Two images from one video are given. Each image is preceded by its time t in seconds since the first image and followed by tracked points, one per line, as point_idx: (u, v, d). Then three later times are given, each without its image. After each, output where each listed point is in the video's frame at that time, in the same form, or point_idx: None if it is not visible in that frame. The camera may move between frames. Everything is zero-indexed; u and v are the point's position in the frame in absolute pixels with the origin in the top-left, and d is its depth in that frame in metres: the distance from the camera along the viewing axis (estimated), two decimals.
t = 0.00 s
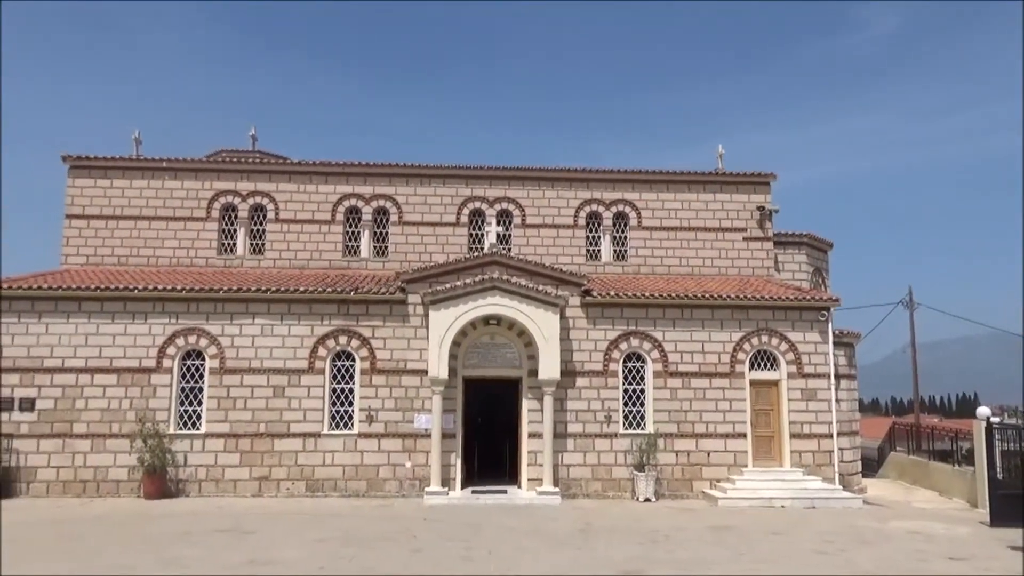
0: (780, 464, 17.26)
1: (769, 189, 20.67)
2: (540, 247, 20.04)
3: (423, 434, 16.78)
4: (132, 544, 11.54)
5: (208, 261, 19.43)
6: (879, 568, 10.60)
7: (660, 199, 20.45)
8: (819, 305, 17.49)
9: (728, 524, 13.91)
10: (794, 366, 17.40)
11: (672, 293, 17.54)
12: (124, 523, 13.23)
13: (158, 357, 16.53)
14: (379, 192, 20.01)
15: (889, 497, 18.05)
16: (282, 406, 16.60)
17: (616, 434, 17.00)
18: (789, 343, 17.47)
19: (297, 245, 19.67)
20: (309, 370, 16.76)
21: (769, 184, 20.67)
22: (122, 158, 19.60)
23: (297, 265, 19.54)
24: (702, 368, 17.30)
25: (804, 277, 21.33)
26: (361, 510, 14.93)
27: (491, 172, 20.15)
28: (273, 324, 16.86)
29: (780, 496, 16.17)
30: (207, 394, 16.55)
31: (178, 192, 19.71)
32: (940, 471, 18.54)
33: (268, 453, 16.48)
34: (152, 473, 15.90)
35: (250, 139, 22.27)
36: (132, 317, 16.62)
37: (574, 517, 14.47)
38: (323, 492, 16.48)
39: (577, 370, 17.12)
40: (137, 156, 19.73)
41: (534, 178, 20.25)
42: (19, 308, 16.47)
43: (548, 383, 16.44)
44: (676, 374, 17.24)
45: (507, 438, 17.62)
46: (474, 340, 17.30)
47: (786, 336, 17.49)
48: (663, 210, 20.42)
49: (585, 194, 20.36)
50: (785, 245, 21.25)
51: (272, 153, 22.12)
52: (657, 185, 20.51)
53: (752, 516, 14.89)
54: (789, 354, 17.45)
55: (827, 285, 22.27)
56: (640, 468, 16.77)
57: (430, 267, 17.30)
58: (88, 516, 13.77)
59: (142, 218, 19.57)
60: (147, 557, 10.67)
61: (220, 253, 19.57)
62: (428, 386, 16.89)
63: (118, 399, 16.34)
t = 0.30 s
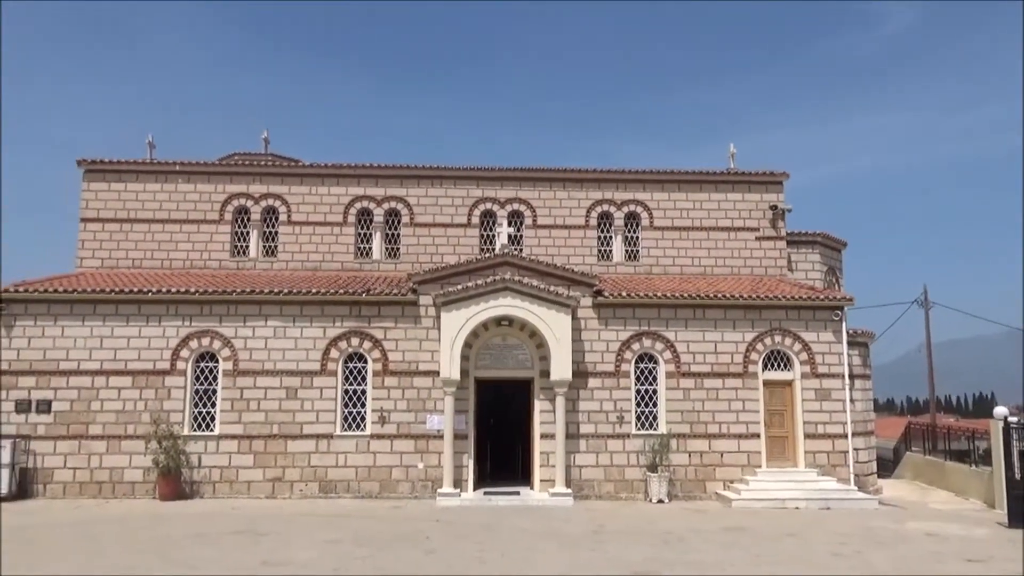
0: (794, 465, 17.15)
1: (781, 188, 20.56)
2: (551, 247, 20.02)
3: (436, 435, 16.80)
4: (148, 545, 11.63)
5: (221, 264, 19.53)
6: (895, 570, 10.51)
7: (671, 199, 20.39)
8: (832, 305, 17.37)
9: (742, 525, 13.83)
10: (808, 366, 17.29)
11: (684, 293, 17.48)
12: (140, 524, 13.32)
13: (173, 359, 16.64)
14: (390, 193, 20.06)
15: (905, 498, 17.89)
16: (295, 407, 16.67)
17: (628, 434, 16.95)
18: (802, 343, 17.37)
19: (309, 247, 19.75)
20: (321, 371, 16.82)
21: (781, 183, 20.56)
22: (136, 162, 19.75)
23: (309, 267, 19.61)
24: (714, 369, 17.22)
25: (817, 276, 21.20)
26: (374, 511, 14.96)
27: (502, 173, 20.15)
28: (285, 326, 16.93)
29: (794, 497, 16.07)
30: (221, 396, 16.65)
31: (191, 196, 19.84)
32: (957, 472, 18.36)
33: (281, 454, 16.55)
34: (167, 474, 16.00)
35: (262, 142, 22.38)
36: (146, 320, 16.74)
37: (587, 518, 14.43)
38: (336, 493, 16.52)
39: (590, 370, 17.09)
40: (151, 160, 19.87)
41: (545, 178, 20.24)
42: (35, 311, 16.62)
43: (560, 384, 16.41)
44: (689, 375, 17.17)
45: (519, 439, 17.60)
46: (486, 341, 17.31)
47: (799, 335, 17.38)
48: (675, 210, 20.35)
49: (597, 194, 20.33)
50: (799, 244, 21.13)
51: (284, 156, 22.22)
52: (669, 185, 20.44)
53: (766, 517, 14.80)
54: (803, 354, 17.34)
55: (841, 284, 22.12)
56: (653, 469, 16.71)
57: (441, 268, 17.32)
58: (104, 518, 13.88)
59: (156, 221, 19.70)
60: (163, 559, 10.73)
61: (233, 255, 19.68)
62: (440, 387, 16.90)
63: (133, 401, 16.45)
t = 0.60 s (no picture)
0: (810, 466, 17.02)
1: (795, 188, 20.44)
2: (564, 249, 20.00)
3: (449, 437, 16.80)
4: (164, 547, 11.70)
5: (235, 267, 19.63)
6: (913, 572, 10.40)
7: (684, 199, 20.31)
8: (848, 305, 17.24)
9: (758, 527, 13.74)
10: (823, 367, 17.16)
11: (698, 294, 17.40)
12: (156, 527, 13.41)
13: (188, 362, 16.74)
14: (403, 196, 20.11)
15: (923, 500, 17.71)
16: (309, 410, 16.72)
17: (642, 436, 16.89)
18: (818, 343, 17.24)
19: (322, 250, 19.82)
20: (335, 374, 16.87)
21: (795, 183, 20.44)
22: (151, 166, 19.90)
23: (323, 270, 19.68)
24: (729, 370, 17.13)
25: (832, 276, 21.04)
26: (388, 513, 14.98)
27: (515, 175, 20.15)
28: (299, 329, 17.00)
29: (810, 499, 15.95)
30: (236, 399, 16.73)
31: (206, 200, 19.96)
32: (976, 473, 18.16)
33: (295, 457, 16.61)
34: (182, 476, 16.09)
35: (276, 146, 22.49)
36: (162, 323, 16.86)
37: (602, 520, 14.38)
38: (350, 495, 16.56)
39: (603, 372, 17.04)
40: (165, 165, 20.02)
41: (557, 180, 20.22)
42: (52, 315, 16.77)
43: (573, 386, 16.38)
44: (703, 376, 17.09)
45: (533, 441, 17.57)
46: (499, 343, 17.30)
47: (815, 336, 17.26)
48: (688, 210, 20.27)
49: (609, 195, 20.29)
50: (813, 243, 20.99)
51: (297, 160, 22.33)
52: (682, 185, 20.37)
53: (782, 519, 14.70)
54: (818, 355, 17.22)
55: (857, 284, 21.95)
56: (667, 470, 16.64)
57: (454, 270, 17.33)
58: (122, 520, 13.99)
59: (171, 225, 19.83)
60: (180, 560, 10.81)
61: (247, 259, 19.78)
62: (453, 389, 16.91)
63: (149, 405, 16.57)
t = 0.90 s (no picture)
0: (822, 469, 16.92)
1: (806, 190, 20.34)
2: (573, 251, 19.98)
3: (459, 440, 16.80)
4: (175, 549, 11.75)
5: (246, 270, 19.72)
6: None
7: (694, 201, 20.26)
8: (859, 307, 17.13)
9: (769, 530, 13.67)
10: (834, 369, 17.07)
11: (708, 296, 17.34)
12: (167, 529, 13.45)
13: (199, 365, 16.82)
14: (412, 199, 20.15)
15: (936, 503, 17.57)
16: (319, 413, 16.77)
17: (652, 439, 16.84)
18: (829, 345, 17.15)
19: (332, 253, 19.88)
20: (345, 376, 16.91)
21: (805, 184, 20.35)
22: (162, 170, 20.03)
23: (332, 273, 19.74)
24: (739, 372, 17.06)
25: (843, 278, 20.92)
26: (398, 516, 14.99)
27: (524, 178, 20.16)
28: (309, 331, 17.06)
29: (822, 502, 15.83)
30: (246, 401, 16.80)
31: (216, 203, 20.07)
32: (989, 476, 18.00)
33: (306, 459, 16.65)
34: (193, 479, 16.16)
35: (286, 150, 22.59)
36: (173, 326, 16.96)
37: (612, 523, 14.32)
38: (360, 497, 16.59)
39: (613, 374, 17.01)
40: (177, 168, 20.13)
41: (566, 182, 20.22)
42: (65, 318, 16.90)
43: (583, 389, 16.35)
44: (713, 379, 17.03)
45: (543, 443, 17.55)
46: (509, 345, 17.29)
47: (826, 338, 17.17)
48: (698, 212, 20.22)
49: (619, 197, 20.26)
50: (824, 245, 20.89)
51: (308, 163, 22.41)
52: (692, 187, 20.32)
53: (793, 522, 14.61)
54: (829, 357, 17.13)
55: (868, 286, 21.82)
56: (677, 473, 16.58)
57: (463, 273, 17.35)
58: (133, 522, 14.05)
59: (182, 229, 19.94)
60: (190, 562, 10.84)
61: (258, 262, 19.86)
62: (463, 392, 16.92)
63: (160, 407, 16.66)
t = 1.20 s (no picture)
0: (826, 473, 16.87)
1: (810, 193, 20.32)
2: (577, 254, 19.97)
3: (462, 443, 16.79)
4: (180, 551, 11.78)
5: (251, 274, 19.76)
6: None
7: (698, 204, 20.25)
8: (863, 310, 17.10)
9: (773, 535, 13.64)
10: (839, 373, 17.03)
11: (712, 299, 17.33)
12: (171, 531, 13.46)
13: (203, 367, 16.85)
14: (416, 202, 20.18)
15: (941, 508, 17.50)
16: (323, 416, 16.79)
17: (656, 442, 16.82)
18: (833, 349, 17.12)
19: (336, 256, 19.91)
20: (349, 379, 16.93)
21: (809, 187, 20.33)
22: (167, 173, 20.10)
23: (336, 276, 19.76)
24: (743, 376, 17.04)
25: (848, 281, 20.89)
26: (401, 519, 14.99)
27: (528, 181, 20.18)
28: (313, 334, 17.08)
29: (826, 506, 15.77)
30: (250, 404, 16.83)
31: (221, 207, 20.12)
32: (994, 481, 17.94)
33: (309, 462, 16.67)
34: (197, 481, 16.18)
35: (291, 153, 22.64)
36: (177, 329, 17.00)
37: (616, 527, 14.31)
38: (364, 500, 16.59)
39: (616, 378, 17.00)
40: (181, 172, 20.19)
41: (570, 186, 20.23)
42: (70, 320, 16.95)
43: (587, 392, 16.33)
44: (717, 382, 17.01)
45: (546, 446, 17.54)
46: (512, 349, 17.29)
47: (830, 341, 17.15)
48: (702, 215, 20.21)
49: (622, 201, 20.26)
50: (828, 249, 20.86)
51: (312, 167, 22.45)
52: (695, 190, 20.31)
53: (797, 526, 14.57)
54: (834, 361, 17.09)
55: (873, 290, 21.78)
56: (681, 477, 16.54)
57: (467, 276, 17.37)
58: (137, 524, 14.07)
59: (186, 232, 19.99)
60: (194, 565, 10.84)
61: (262, 265, 19.90)
62: (466, 395, 16.92)
63: (164, 410, 16.69)
